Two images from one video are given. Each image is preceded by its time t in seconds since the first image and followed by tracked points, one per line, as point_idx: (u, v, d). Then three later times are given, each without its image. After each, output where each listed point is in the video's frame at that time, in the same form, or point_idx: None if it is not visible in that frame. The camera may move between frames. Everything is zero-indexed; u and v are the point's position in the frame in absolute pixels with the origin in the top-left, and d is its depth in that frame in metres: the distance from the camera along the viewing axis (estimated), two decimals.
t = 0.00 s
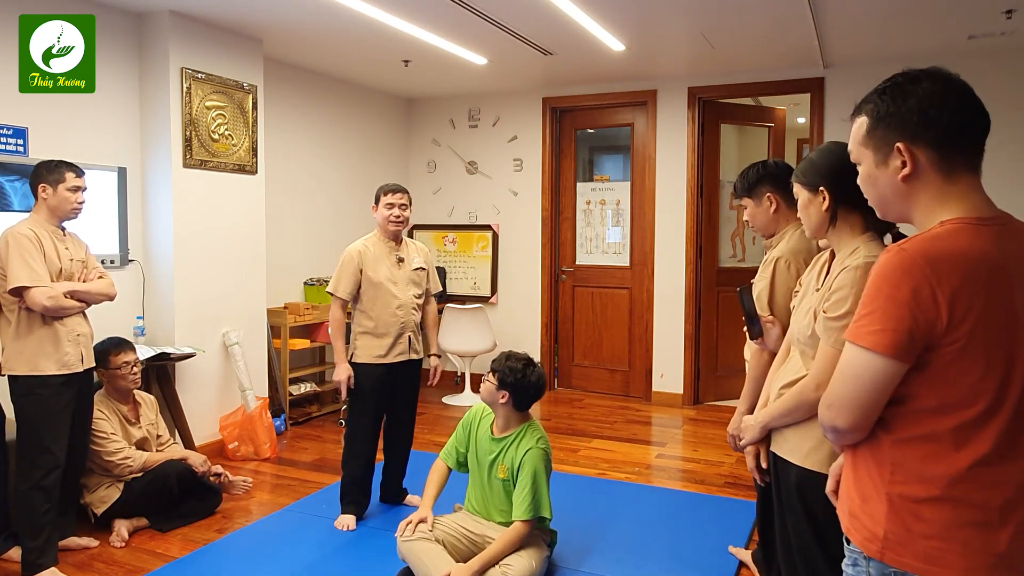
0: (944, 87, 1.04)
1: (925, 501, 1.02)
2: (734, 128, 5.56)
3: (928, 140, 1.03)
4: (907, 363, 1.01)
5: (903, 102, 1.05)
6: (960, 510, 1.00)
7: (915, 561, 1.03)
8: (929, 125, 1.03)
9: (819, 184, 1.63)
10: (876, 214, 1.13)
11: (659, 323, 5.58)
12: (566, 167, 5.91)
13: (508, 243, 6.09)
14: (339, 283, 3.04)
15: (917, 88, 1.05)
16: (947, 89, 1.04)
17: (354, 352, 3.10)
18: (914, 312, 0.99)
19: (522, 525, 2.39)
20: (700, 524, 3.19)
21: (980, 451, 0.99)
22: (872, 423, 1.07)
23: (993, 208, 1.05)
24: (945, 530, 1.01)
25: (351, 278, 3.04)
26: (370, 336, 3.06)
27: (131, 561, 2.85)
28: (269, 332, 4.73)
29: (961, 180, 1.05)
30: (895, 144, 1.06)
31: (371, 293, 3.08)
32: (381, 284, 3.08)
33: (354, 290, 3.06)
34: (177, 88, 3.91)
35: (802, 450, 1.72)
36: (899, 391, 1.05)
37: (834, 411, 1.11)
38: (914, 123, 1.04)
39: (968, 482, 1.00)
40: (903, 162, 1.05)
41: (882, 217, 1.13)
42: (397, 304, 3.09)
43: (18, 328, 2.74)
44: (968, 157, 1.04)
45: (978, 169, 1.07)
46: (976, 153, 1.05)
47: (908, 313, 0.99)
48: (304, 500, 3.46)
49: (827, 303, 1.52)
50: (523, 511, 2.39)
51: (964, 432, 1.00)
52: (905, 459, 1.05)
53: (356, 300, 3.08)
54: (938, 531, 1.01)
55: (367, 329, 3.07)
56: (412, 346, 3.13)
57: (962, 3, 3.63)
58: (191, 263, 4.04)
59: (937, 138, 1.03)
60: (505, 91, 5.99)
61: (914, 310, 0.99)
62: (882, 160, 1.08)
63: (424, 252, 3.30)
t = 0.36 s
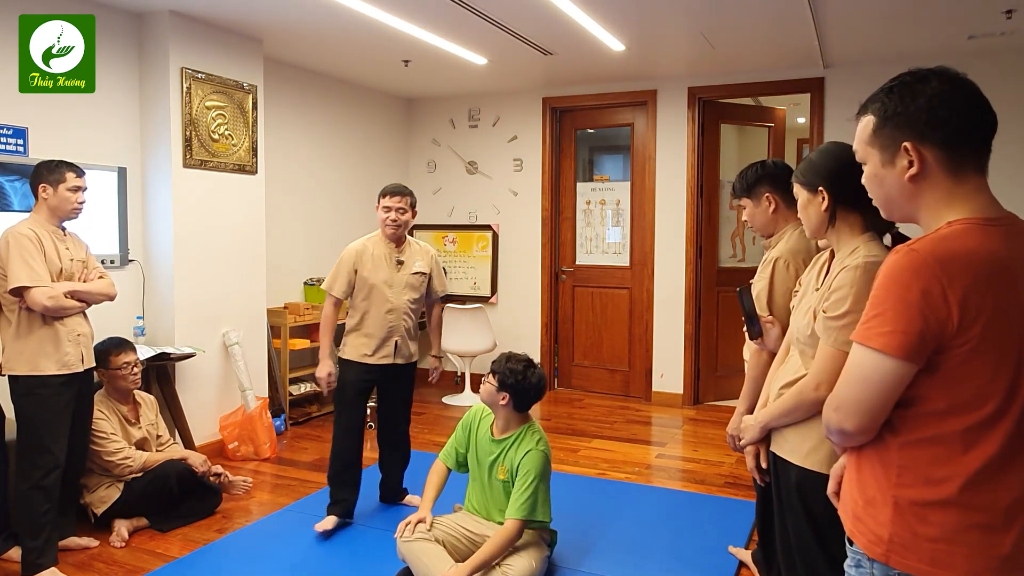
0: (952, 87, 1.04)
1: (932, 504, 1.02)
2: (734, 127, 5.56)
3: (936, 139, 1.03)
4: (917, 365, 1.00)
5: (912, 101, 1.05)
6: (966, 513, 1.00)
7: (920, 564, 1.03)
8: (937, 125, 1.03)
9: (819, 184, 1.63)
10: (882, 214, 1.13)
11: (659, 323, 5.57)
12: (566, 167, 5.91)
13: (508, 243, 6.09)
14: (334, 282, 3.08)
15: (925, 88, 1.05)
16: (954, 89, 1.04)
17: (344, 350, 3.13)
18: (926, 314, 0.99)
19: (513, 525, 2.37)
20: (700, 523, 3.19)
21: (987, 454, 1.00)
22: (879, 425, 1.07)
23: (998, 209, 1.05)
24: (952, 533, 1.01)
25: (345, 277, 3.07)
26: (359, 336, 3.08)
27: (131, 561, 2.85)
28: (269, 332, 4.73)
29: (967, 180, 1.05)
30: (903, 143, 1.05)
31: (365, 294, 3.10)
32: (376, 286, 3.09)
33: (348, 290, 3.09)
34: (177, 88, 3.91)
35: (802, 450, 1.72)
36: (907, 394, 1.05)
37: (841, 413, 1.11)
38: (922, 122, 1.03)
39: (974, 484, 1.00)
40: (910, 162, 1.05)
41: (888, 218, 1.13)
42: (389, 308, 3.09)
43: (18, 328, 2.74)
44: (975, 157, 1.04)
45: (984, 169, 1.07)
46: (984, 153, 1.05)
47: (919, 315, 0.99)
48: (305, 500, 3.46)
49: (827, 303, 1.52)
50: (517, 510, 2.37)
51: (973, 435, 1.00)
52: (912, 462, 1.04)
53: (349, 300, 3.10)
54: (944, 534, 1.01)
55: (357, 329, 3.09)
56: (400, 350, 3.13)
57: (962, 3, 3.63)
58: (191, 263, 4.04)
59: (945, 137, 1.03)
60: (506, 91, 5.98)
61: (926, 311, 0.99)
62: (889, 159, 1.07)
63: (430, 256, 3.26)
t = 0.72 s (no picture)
0: (954, 87, 1.04)
1: (932, 504, 1.02)
2: (734, 127, 5.56)
3: (938, 140, 1.03)
4: (916, 366, 1.01)
5: (913, 102, 1.05)
6: (967, 514, 1.01)
7: (920, 564, 1.03)
8: (938, 126, 1.03)
9: (819, 184, 1.63)
10: (884, 215, 1.13)
11: (659, 323, 5.58)
12: (566, 167, 5.91)
13: (508, 243, 6.09)
14: (296, 292, 3.09)
15: (926, 88, 1.05)
16: (957, 90, 1.04)
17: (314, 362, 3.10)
18: (926, 315, 0.99)
19: (517, 528, 2.38)
20: (699, 523, 3.20)
21: (987, 454, 1.00)
22: (879, 426, 1.07)
23: (1001, 209, 1.05)
24: (952, 534, 1.01)
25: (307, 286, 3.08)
26: (323, 345, 3.05)
27: (131, 561, 2.85)
28: (269, 332, 4.73)
29: (970, 180, 1.05)
30: (904, 145, 1.06)
31: (328, 302, 3.08)
32: (336, 292, 3.06)
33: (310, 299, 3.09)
34: (177, 88, 3.91)
35: (802, 450, 1.72)
36: (908, 395, 1.05)
37: (842, 414, 1.11)
38: (924, 123, 1.04)
39: (975, 485, 1.00)
40: (912, 163, 1.05)
41: (890, 218, 1.13)
42: (350, 313, 3.04)
43: (18, 328, 2.74)
44: (977, 158, 1.05)
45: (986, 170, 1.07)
46: (986, 153, 1.05)
47: (918, 316, 0.99)
48: (305, 500, 3.46)
49: (827, 303, 1.53)
50: (522, 512, 2.38)
51: (973, 436, 1.00)
52: (913, 463, 1.04)
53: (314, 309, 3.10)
54: (945, 535, 1.01)
55: (322, 338, 3.06)
56: (366, 357, 3.05)
57: (962, 3, 3.63)
58: (192, 263, 4.04)
59: (947, 138, 1.03)
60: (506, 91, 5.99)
61: (925, 313, 0.99)
62: (891, 161, 1.07)
63: (400, 258, 3.19)
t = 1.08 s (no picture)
0: (958, 88, 1.04)
1: (933, 505, 1.02)
2: (734, 128, 5.56)
3: (942, 141, 1.03)
4: (920, 368, 1.00)
5: (917, 102, 1.05)
6: (967, 515, 1.01)
7: (920, 565, 1.03)
8: (942, 126, 1.03)
9: (822, 183, 1.63)
10: (886, 215, 1.13)
11: (659, 323, 5.58)
12: (566, 167, 5.91)
13: (508, 243, 6.09)
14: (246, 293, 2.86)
15: (930, 88, 1.05)
16: (960, 90, 1.04)
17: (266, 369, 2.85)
18: (930, 317, 0.99)
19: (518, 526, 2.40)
20: (699, 523, 3.20)
21: (988, 456, 1.00)
22: (881, 426, 1.07)
23: (1003, 209, 1.05)
24: (953, 535, 1.01)
25: (255, 286, 2.83)
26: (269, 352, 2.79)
27: (131, 561, 2.85)
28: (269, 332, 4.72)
29: (973, 181, 1.05)
30: (908, 145, 1.05)
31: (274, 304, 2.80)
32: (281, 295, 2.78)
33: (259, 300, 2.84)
34: (177, 88, 3.91)
35: (802, 450, 1.72)
36: (910, 396, 1.05)
37: (843, 414, 1.11)
38: (928, 123, 1.04)
39: (976, 486, 1.00)
40: (916, 163, 1.05)
41: (892, 219, 1.13)
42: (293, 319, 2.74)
43: (18, 328, 2.74)
44: (980, 158, 1.05)
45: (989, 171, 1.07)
46: (990, 154, 1.05)
47: (923, 318, 0.99)
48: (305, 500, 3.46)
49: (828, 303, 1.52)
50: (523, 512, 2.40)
51: (975, 437, 1.00)
52: (914, 463, 1.04)
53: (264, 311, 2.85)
54: (946, 535, 1.01)
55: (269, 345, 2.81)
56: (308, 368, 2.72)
57: (961, 3, 3.64)
58: (192, 263, 4.05)
59: (951, 139, 1.03)
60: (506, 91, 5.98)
61: (930, 315, 0.99)
62: (894, 160, 1.07)
63: (357, 258, 2.79)
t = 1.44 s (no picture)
0: (961, 87, 1.04)
1: (934, 505, 1.02)
2: (734, 128, 5.56)
3: (944, 141, 1.03)
4: (922, 368, 1.00)
5: (920, 101, 1.05)
6: (967, 515, 1.01)
7: (921, 565, 1.03)
8: (945, 125, 1.03)
9: (825, 183, 1.63)
10: (889, 216, 1.13)
11: (659, 323, 5.58)
12: (566, 167, 5.90)
13: (508, 243, 6.09)
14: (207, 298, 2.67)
15: (934, 88, 1.05)
16: (963, 89, 1.04)
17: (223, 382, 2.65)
18: (934, 317, 0.98)
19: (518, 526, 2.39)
20: (699, 523, 3.20)
21: (988, 456, 1.00)
22: (882, 426, 1.07)
23: (1005, 209, 1.05)
24: (952, 535, 1.01)
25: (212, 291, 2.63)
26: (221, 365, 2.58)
27: (131, 561, 2.85)
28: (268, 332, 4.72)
29: (975, 180, 1.05)
30: (911, 144, 1.05)
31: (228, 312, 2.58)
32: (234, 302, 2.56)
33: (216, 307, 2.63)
34: (177, 88, 3.91)
35: (803, 450, 1.72)
36: (912, 395, 1.05)
37: (843, 414, 1.10)
38: (931, 123, 1.03)
39: (976, 487, 1.00)
40: (918, 163, 1.05)
41: (894, 219, 1.13)
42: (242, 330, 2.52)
43: (18, 328, 2.74)
44: (982, 158, 1.05)
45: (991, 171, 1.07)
46: (991, 154, 1.05)
47: (926, 317, 0.99)
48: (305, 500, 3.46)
49: (831, 303, 1.52)
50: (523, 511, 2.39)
51: (976, 438, 1.00)
52: (914, 463, 1.04)
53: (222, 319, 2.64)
54: (946, 535, 1.01)
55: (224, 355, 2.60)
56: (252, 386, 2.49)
57: (960, 3, 3.64)
58: (192, 263, 4.05)
59: (953, 139, 1.03)
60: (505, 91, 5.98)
61: (934, 315, 0.98)
62: (897, 160, 1.07)
63: (317, 268, 2.52)
